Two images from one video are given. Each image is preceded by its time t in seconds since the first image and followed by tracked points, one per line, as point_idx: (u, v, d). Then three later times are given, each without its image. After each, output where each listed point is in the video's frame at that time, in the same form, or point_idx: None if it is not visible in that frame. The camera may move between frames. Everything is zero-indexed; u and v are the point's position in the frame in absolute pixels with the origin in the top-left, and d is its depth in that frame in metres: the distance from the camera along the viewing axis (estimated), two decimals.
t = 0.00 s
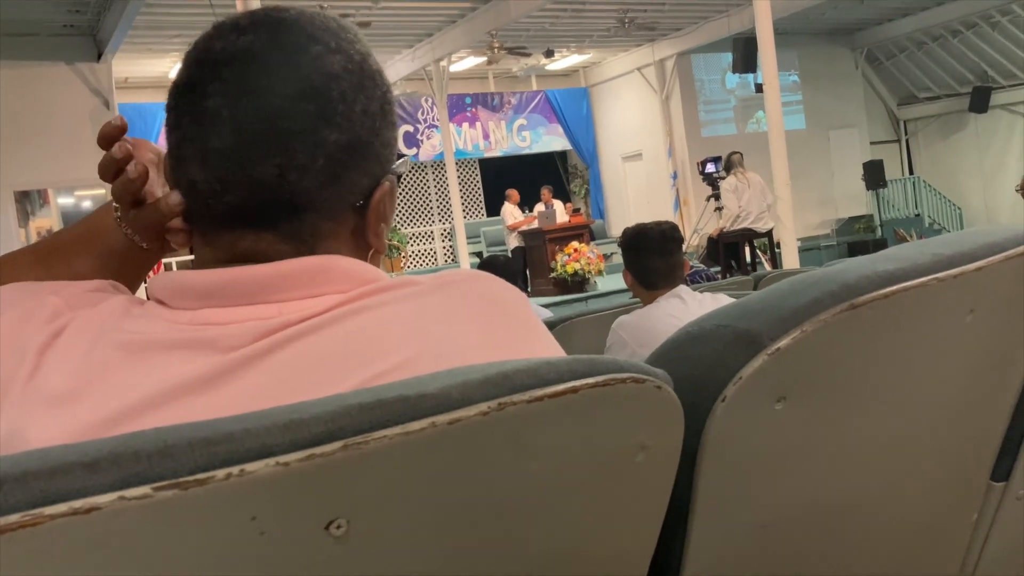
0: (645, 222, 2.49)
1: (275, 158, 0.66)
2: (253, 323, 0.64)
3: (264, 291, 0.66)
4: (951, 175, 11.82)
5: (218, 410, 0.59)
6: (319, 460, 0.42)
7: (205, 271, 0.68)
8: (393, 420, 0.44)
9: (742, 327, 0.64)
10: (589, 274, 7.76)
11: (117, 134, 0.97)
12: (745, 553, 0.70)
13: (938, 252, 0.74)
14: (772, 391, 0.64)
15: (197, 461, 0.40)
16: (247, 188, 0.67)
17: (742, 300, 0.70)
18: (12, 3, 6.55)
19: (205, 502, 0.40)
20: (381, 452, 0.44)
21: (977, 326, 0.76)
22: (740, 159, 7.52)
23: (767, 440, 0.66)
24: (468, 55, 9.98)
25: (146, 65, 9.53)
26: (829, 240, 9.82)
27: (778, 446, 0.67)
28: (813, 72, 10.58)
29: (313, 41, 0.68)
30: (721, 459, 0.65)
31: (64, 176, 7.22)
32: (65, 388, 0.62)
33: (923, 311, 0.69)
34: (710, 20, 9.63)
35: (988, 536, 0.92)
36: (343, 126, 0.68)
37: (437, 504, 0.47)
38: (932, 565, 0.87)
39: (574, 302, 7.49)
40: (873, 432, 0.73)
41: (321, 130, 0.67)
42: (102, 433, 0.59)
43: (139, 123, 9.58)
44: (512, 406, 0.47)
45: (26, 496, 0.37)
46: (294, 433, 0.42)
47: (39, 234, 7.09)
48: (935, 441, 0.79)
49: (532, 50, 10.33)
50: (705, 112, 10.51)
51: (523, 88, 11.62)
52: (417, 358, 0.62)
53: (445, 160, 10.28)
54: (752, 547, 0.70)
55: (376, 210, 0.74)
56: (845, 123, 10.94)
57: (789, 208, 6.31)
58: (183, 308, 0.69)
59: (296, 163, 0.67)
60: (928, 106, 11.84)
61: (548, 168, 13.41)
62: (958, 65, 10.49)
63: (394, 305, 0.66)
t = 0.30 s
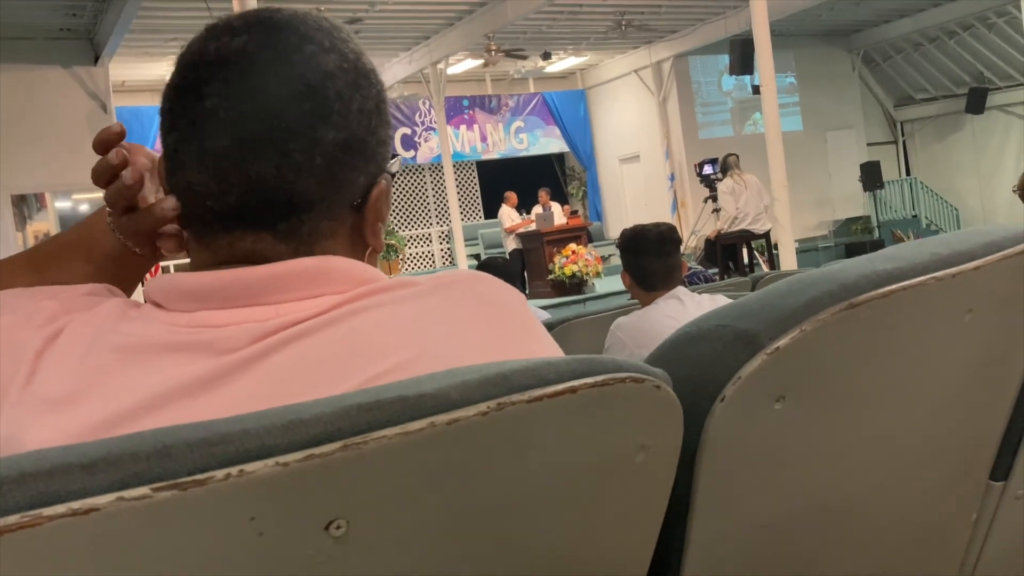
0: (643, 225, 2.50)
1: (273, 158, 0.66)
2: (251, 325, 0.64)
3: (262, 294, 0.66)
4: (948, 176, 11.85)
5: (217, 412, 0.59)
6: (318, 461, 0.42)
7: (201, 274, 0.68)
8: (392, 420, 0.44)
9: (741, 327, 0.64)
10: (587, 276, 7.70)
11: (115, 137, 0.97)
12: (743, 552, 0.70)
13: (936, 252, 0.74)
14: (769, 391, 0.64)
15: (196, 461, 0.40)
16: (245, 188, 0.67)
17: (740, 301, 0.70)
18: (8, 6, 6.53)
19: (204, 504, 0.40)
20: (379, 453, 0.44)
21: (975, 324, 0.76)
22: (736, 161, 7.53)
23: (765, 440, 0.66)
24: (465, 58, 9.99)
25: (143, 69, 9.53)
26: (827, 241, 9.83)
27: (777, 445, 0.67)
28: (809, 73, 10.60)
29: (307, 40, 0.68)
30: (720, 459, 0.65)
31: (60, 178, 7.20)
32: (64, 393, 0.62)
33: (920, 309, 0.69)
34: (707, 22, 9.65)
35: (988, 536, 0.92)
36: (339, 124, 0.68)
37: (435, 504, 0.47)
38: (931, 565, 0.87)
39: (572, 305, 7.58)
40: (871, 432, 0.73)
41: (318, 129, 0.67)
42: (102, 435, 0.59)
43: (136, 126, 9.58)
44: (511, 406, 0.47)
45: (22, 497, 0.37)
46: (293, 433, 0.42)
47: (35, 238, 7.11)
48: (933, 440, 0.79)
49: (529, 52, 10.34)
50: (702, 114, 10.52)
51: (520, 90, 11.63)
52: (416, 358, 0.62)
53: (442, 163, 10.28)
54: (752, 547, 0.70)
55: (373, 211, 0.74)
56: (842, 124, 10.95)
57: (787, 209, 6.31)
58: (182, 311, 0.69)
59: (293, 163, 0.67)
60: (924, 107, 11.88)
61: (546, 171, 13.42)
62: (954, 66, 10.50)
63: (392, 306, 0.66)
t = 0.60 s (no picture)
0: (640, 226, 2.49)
1: (279, 161, 0.66)
2: (248, 328, 0.64)
3: (260, 297, 0.66)
4: (945, 176, 11.86)
5: (217, 417, 0.59)
6: (312, 466, 0.42)
7: (198, 277, 0.67)
8: (385, 426, 0.44)
9: (739, 329, 0.64)
10: (585, 277, 7.65)
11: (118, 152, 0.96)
12: (741, 554, 0.70)
13: (934, 253, 0.74)
14: (768, 393, 0.64)
15: (188, 468, 0.40)
16: (249, 191, 0.67)
17: (738, 302, 0.70)
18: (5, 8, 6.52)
19: (199, 509, 0.40)
20: (373, 458, 0.44)
21: (973, 325, 0.76)
22: (734, 161, 7.54)
23: (762, 443, 0.66)
24: (463, 59, 9.99)
25: (140, 71, 9.52)
26: (824, 241, 9.84)
27: (775, 446, 0.67)
28: (806, 74, 10.61)
29: (314, 45, 0.68)
30: (719, 461, 0.65)
31: (56, 181, 7.19)
32: (62, 399, 0.61)
33: (917, 310, 0.69)
34: (704, 23, 9.66)
35: (986, 536, 0.92)
36: (346, 129, 0.68)
37: (431, 510, 0.47)
38: (929, 567, 0.87)
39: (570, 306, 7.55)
40: (868, 434, 0.73)
41: (324, 134, 0.67)
42: (101, 440, 0.59)
43: (133, 128, 9.56)
44: (507, 410, 0.47)
45: (14, 504, 0.37)
46: (286, 440, 0.42)
47: (33, 241, 7.01)
48: (930, 442, 0.79)
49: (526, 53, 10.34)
50: (700, 115, 10.53)
51: (517, 92, 11.63)
52: (415, 362, 0.62)
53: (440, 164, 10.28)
54: (750, 548, 0.70)
55: (373, 216, 0.74)
56: (840, 124, 10.95)
57: (784, 210, 6.32)
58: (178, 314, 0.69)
59: (299, 167, 0.67)
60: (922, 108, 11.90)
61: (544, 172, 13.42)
62: (951, 66, 10.51)
63: (390, 310, 0.66)
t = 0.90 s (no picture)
0: (636, 227, 2.49)
1: (255, 162, 0.66)
2: (240, 332, 0.64)
3: (251, 303, 0.66)
4: (942, 177, 11.89)
5: (209, 420, 0.59)
6: (308, 470, 0.42)
7: (192, 282, 0.68)
8: (381, 430, 0.44)
9: (733, 332, 0.64)
10: (583, 279, 7.68)
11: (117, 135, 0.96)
12: (738, 554, 0.70)
13: (927, 256, 0.74)
14: (762, 395, 0.64)
15: (187, 473, 0.40)
16: (230, 194, 0.67)
17: (732, 305, 0.70)
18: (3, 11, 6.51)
19: (197, 512, 0.40)
20: (369, 461, 0.44)
21: (967, 327, 0.76)
22: (730, 163, 7.58)
23: (759, 445, 0.66)
24: (460, 62, 10.00)
25: (137, 74, 9.51)
26: (821, 242, 9.86)
27: (772, 447, 0.67)
28: (804, 75, 10.65)
29: (286, 47, 0.68)
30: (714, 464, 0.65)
31: (54, 184, 7.18)
32: (55, 403, 0.62)
33: (910, 311, 0.70)
34: (701, 25, 9.69)
35: (982, 536, 0.92)
36: (319, 127, 0.68)
37: (428, 512, 0.47)
38: (925, 567, 0.88)
39: (568, 308, 7.43)
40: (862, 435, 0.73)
41: (298, 133, 0.67)
42: (96, 443, 0.59)
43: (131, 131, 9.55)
44: (501, 414, 0.47)
45: (13, 510, 0.37)
46: (284, 444, 0.42)
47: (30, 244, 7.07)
48: (925, 443, 0.80)
49: (524, 55, 10.35)
50: (696, 116, 10.56)
51: (514, 94, 11.64)
52: (407, 366, 0.62)
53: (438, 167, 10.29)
54: (748, 549, 0.71)
55: (359, 214, 0.73)
56: (837, 125, 10.97)
57: (781, 211, 6.32)
58: (172, 318, 0.69)
59: (276, 167, 0.67)
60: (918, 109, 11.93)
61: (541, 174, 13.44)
62: (947, 67, 10.54)
63: (383, 314, 0.66)
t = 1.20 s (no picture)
0: (635, 228, 2.48)
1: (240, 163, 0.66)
2: (238, 331, 0.64)
3: (249, 301, 0.66)
4: (940, 179, 11.90)
5: (206, 423, 0.59)
6: (307, 470, 0.42)
7: (189, 281, 0.67)
8: (379, 429, 0.44)
9: (734, 332, 0.64)
10: (581, 279, 7.69)
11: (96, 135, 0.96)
12: (738, 556, 0.70)
13: (928, 257, 0.74)
14: (762, 397, 0.64)
15: (183, 472, 0.40)
16: (217, 195, 0.67)
17: (733, 305, 0.70)
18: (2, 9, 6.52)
19: (199, 512, 0.40)
20: (366, 462, 0.43)
21: (967, 328, 0.76)
22: (728, 165, 7.57)
23: (760, 445, 0.66)
24: (458, 62, 10.01)
25: (135, 73, 9.51)
26: (819, 244, 9.87)
27: (773, 449, 0.67)
28: (802, 77, 10.66)
29: (274, 45, 0.67)
30: (713, 466, 0.65)
31: (51, 182, 7.17)
32: (49, 403, 0.62)
33: (911, 312, 0.69)
34: (700, 26, 9.70)
35: (982, 539, 0.92)
36: (305, 126, 0.67)
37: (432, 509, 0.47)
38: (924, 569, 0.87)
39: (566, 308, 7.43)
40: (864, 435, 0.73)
41: (284, 133, 0.66)
42: (96, 443, 0.59)
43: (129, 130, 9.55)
44: (501, 413, 0.47)
45: (10, 509, 0.37)
46: (281, 443, 0.42)
47: (28, 244, 7.12)
48: (926, 445, 0.79)
49: (523, 56, 10.36)
50: (695, 118, 10.56)
51: (513, 95, 11.65)
52: (407, 367, 0.62)
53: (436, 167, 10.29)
54: (748, 551, 0.70)
55: (354, 213, 0.73)
56: (835, 128, 10.98)
57: (779, 213, 6.32)
58: (169, 317, 0.68)
59: (262, 167, 0.66)
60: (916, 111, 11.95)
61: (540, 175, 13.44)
62: (945, 69, 10.56)
63: (383, 314, 0.65)
